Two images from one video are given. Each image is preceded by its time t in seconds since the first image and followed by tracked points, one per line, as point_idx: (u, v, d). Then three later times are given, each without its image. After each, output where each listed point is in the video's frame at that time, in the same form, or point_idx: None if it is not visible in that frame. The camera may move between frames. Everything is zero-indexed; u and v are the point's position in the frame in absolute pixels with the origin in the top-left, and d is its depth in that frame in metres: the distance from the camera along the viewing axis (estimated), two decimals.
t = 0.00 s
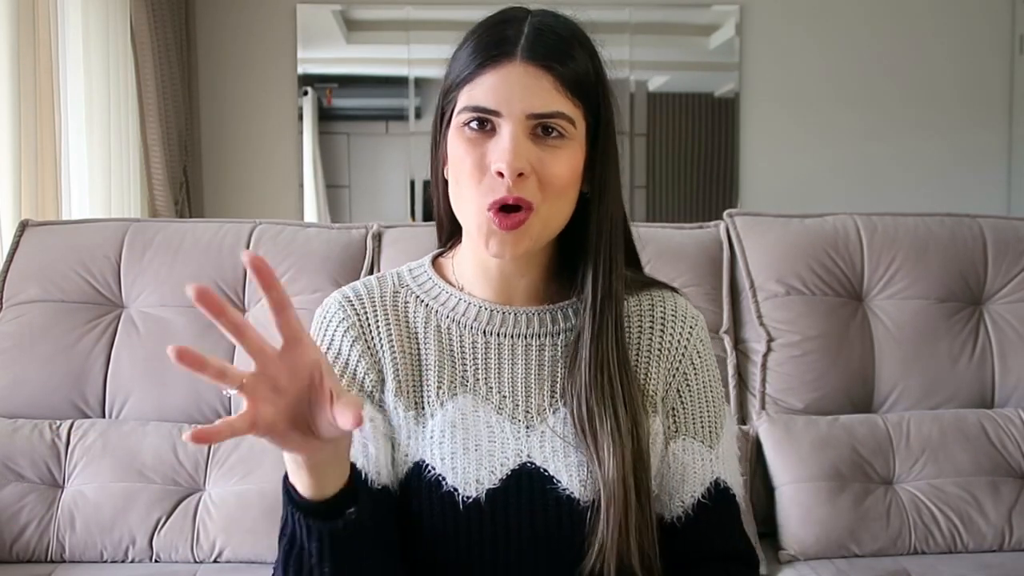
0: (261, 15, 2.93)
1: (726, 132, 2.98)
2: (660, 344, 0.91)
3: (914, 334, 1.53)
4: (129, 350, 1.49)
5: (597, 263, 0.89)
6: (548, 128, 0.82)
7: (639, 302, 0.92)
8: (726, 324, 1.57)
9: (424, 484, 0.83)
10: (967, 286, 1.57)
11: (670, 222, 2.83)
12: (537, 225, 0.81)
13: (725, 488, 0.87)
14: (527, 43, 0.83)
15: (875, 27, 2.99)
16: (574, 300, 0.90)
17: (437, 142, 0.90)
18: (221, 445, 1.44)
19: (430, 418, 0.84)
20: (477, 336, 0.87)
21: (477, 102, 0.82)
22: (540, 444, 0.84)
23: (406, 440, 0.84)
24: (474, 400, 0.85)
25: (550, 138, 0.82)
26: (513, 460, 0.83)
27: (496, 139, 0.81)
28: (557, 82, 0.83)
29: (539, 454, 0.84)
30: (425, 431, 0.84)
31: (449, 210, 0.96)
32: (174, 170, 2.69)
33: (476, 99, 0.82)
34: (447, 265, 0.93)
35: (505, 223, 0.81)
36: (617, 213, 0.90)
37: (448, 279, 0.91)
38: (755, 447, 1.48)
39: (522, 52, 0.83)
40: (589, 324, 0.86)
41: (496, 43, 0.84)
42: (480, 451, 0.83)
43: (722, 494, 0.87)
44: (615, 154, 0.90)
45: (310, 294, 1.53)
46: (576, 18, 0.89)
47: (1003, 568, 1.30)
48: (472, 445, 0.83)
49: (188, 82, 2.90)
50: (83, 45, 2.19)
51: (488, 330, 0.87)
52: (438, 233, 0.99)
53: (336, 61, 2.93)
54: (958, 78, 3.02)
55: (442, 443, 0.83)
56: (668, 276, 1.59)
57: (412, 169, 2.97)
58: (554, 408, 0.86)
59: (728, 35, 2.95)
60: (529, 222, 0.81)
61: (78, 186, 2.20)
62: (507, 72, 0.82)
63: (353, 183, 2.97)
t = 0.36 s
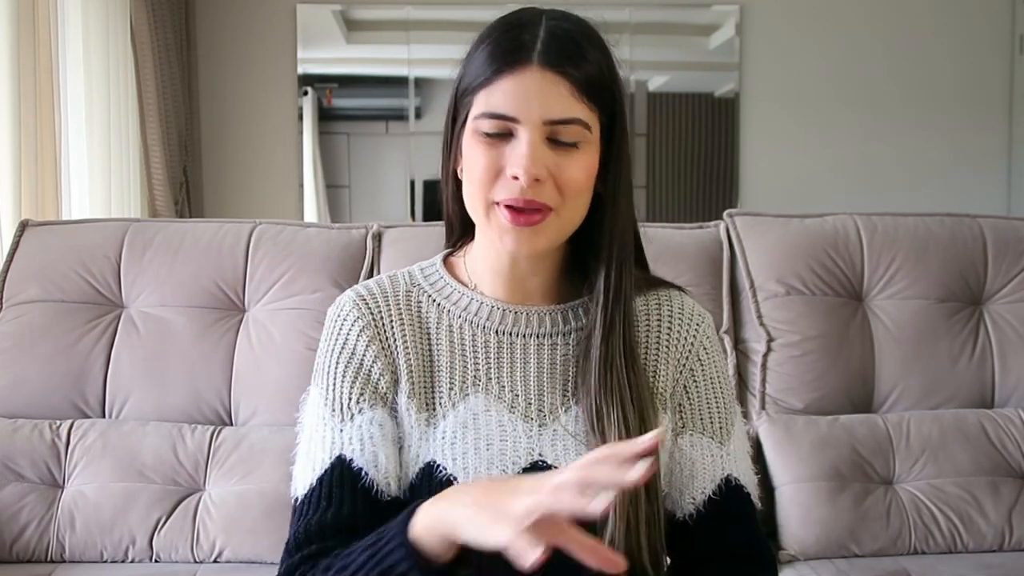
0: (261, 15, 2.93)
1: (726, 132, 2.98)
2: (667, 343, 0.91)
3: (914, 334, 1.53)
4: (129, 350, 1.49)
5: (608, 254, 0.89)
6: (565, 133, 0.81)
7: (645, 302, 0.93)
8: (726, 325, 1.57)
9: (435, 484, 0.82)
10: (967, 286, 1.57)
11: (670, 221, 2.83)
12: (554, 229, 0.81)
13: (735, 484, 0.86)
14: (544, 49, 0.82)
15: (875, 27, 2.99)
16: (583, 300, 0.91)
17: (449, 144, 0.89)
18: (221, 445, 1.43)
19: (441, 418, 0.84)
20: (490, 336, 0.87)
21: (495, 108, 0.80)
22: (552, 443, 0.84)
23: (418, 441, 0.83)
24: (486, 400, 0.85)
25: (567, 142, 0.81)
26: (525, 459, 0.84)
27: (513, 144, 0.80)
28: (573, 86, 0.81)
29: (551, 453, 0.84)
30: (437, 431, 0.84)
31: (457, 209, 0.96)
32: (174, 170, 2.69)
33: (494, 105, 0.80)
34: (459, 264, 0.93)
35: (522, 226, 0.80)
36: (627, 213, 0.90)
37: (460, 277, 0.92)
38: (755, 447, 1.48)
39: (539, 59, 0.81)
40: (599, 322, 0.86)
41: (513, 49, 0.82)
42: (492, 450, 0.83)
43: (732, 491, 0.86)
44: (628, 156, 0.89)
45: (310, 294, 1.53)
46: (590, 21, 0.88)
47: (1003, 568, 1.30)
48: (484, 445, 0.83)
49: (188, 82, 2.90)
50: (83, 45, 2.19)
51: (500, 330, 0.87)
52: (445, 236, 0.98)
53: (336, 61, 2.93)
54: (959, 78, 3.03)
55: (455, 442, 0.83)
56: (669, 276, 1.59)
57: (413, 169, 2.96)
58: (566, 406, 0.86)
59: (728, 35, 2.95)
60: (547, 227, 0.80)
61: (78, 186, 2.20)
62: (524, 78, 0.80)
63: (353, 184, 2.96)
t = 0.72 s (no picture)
0: (261, 14, 2.93)
1: (726, 132, 2.98)
2: (685, 345, 0.90)
3: (914, 334, 1.53)
4: (129, 350, 1.49)
5: (636, 248, 0.88)
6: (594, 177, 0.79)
7: (661, 303, 0.91)
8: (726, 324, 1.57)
9: (445, 475, 0.81)
10: (967, 286, 1.57)
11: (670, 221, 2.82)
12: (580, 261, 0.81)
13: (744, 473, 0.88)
14: (572, 88, 0.77)
15: (875, 27, 2.99)
16: (599, 300, 0.90)
17: (461, 167, 0.85)
18: (221, 445, 1.43)
19: (453, 412, 0.83)
20: (504, 332, 0.87)
21: (524, 157, 0.77)
22: (564, 436, 0.83)
23: (424, 434, 0.82)
24: (499, 394, 0.84)
25: (596, 184, 0.79)
26: (537, 450, 0.82)
27: (544, 192, 0.78)
28: (602, 129, 0.78)
29: (562, 445, 0.83)
30: (449, 424, 0.83)
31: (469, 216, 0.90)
32: (174, 170, 2.69)
33: (523, 154, 0.77)
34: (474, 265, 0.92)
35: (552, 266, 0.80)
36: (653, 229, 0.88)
37: (474, 279, 0.91)
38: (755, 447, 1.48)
39: (568, 104, 0.77)
40: (630, 318, 0.85)
41: (540, 90, 0.77)
42: (504, 442, 0.82)
43: (739, 480, 0.88)
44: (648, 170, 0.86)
45: (310, 294, 1.53)
46: (610, 33, 0.82)
47: (1003, 568, 1.30)
48: (495, 437, 0.82)
49: (188, 81, 2.90)
50: (83, 45, 2.19)
51: (514, 327, 0.87)
52: (455, 232, 0.93)
53: (336, 61, 2.93)
54: (959, 78, 3.03)
55: (466, 435, 0.82)
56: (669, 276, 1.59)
57: (413, 169, 2.96)
58: (579, 401, 0.85)
59: (727, 35, 2.95)
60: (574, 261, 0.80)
61: (78, 186, 2.20)
62: (554, 129, 0.77)
63: (354, 184, 2.96)
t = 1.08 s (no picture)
0: (261, 14, 2.93)
1: (726, 132, 2.98)
2: (673, 344, 0.90)
3: (914, 334, 1.53)
4: (129, 350, 1.49)
5: (615, 250, 0.87)
6: (584, 180, 0.79)
7: (650, 305, 0.91)
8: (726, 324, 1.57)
9: (440, 472, 0.81)
10: (967, 286, 1.57)
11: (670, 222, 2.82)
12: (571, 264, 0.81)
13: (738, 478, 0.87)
14: (564, 92, 0.77)
15: (875, 27, 2.99)
16: (590, 300, 0.90)
17: (456, 170, 0.85)
18: (221, 445, 1.43)
19: (449, 412, 0.84)
20: (497, 332, 0.87)
21: (517, 159, 0.77)
22: (557, 432, 0.83)
23: (421, 434, 0.83)
24: (493, 393, 0.85)
25: (586, 187, 0.79)
26: (530, 446, 0.82)
27: (536, 193, 0.78)
28: (592, 134, 0.78)
29: (555, 441, 0.83)
30: (444, 423, 0.83)
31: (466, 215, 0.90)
32: (174, 170, 2.69)
33: (516, 156, 0.77)
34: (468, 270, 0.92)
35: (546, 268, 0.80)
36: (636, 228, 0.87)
37: (467, 280, 0.91)
38: (755, 447, 1.48)
39: (559, 108, 0.77)
40: (611, 319, 0.85)
41: (532, 94, 0.77)
42: (498, 439, 0.82)
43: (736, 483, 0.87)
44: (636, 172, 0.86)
45: (310, 294, 1.53)
46: (602, 42, 0.83)
47: (1002, 568, 1.30)
48: (489, 435, 0.82)
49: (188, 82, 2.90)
50: (83, 45, 2.19)
51: (508, 327, 0.87)
52: (451, 235, 0.93)
53: (336, 61, 2.93)
54: (959, 78, 3.02)
55: (461, 433, 0.82)
56: (669, 276, 1.59)
57: (413, 169, 2.96)
58: (570, 399, 0.85)
59: (727, 35, 2.95)
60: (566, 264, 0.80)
61: (78, 186, 2.20)
62: (546, 130, 0.77)
63: (354, 184, 2.96)
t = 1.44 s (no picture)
0: (261, 14, 2.93)
1: (726, 132, 2.98)
2: (686, 338, 0.90)
3: (914, 334, 1.53)
4: (129, 350, 1.49)
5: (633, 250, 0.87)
6: (600, 186, 0.79)
7: (663, 302, 0.91)
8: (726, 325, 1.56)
9: (452, 465, 0.80)
10: (967, 286, 1.57)
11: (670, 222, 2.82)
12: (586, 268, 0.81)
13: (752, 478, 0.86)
14: (578, 99, 0.77)
15: (875, 27, 2.99)
16: (604, 294, 0.90)
17: (471, 175, 0.85)
18: (221, 445, 1.43)
19: (461, 403, 0.84)
20: (511, 324, 0.87)
21: (533, 166, 0.77)
22: (570, 426, 0.84)
23: (431, 425, 0.83)
24: (506, 385, 0.85)
25: (602, 194, 0.79)
26: (543, 441, 0.82)
27: (552, 201, 0.77)
28: (608, 140, 0.78)
29: (568, 436, 0.83)
30: (456, 415, 0.83)
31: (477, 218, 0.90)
32: (174, 170, 2.69)
33: (532, 163, 0.77)
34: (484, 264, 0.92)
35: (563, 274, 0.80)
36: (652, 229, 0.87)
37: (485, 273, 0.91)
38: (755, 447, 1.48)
39: (574, 115, 0.77)
40: (629, 318, 0.86)
41: (546, 101, 0.77)
42: (511, 432, 0.82)
43: (750, 485, 0.86)
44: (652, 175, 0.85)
45: (310, 294, 1.53)
46: (616, 46, 0.82)
47: (1002, 568, 1.30)
48: (502, 428, 0.82)
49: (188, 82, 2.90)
50: (83, 45, 2.19)
51: (522, 318, 0.87)
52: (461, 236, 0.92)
53: (336, 61, 2.93)
54: (959, 78, 3.02)
55: (473, 425, 0.82)
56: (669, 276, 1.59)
57: (413, 169, 2.96)
58: (584, 393, 0.85)
59: (728, 35, 2.95)
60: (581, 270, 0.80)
61: (78, 186, 2.20)
62: (561, 137, 0.77)
63: (354, 184, 2.96)
